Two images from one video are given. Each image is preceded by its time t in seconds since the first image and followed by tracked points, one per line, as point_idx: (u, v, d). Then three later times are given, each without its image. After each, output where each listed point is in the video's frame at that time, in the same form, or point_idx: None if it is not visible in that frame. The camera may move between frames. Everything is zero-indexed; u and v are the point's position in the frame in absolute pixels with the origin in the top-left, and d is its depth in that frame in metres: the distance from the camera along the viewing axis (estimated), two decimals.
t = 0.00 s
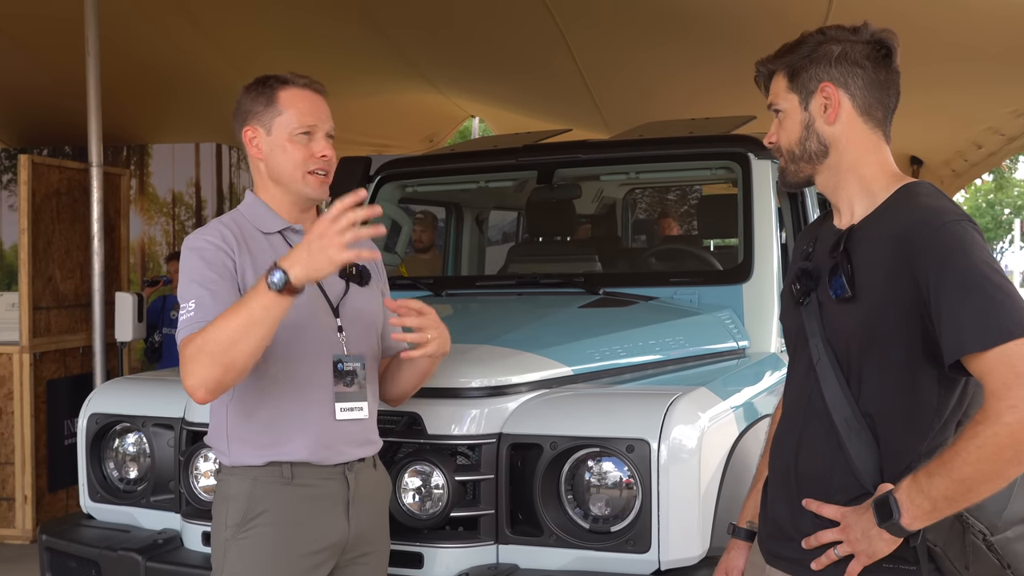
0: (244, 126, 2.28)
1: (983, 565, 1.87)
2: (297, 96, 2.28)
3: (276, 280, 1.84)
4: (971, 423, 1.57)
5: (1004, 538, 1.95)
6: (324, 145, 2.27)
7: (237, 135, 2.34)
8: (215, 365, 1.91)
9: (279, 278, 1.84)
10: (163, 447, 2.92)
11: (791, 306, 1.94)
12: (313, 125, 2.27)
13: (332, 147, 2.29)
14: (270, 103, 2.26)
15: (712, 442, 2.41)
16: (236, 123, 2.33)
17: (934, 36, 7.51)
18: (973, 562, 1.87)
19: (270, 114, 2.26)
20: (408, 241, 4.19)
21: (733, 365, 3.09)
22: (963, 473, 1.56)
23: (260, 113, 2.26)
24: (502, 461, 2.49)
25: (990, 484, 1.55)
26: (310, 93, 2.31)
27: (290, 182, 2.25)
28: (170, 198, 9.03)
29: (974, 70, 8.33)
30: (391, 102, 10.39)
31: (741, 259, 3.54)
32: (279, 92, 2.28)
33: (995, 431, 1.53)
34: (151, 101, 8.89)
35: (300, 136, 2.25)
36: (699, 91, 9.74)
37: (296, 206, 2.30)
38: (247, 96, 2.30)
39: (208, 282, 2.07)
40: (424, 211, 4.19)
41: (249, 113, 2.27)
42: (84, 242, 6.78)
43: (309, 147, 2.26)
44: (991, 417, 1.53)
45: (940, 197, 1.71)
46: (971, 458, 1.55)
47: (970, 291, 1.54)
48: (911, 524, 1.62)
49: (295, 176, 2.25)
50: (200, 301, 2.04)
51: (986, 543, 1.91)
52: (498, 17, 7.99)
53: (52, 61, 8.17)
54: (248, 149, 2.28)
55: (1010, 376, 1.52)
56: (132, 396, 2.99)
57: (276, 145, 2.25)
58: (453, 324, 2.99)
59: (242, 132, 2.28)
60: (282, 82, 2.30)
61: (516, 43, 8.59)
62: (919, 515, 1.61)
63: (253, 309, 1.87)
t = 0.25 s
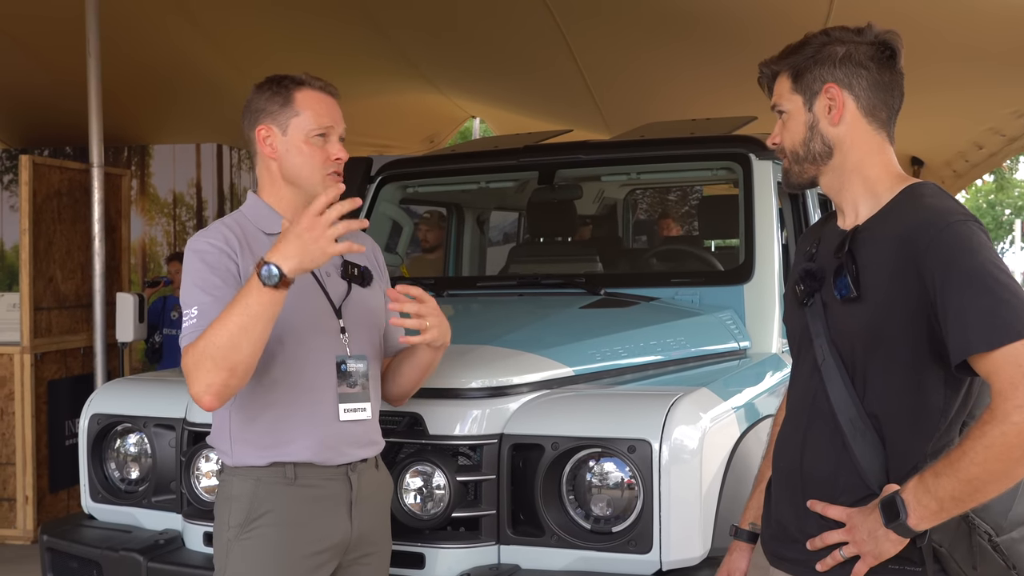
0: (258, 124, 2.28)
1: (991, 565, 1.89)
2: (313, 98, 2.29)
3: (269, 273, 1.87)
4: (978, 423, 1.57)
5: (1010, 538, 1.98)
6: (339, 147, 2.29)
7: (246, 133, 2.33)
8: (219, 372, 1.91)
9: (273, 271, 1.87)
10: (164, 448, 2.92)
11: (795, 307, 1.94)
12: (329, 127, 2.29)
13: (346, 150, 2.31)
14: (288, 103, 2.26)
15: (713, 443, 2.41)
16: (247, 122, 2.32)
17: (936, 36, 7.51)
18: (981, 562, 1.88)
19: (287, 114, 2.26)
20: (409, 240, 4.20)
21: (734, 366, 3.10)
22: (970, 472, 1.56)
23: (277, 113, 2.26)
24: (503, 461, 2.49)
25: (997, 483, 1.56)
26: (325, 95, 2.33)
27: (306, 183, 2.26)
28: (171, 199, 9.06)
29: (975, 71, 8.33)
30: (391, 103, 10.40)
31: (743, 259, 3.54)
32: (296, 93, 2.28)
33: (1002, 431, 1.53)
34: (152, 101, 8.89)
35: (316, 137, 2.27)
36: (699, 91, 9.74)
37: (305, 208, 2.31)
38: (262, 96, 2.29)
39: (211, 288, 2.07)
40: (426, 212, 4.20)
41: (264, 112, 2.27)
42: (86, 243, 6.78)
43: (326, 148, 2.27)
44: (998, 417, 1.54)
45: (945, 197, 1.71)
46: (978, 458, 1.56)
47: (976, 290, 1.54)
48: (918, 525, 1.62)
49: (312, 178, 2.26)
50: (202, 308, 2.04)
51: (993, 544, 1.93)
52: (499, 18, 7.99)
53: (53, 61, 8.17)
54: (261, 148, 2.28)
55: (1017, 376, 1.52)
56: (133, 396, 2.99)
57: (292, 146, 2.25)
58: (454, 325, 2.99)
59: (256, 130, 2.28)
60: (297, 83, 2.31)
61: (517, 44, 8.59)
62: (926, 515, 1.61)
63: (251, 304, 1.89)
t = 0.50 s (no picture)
0: (268, 123, 2.29)
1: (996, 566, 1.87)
2: (324, 99, 2.31)
3: (289, 382, 1.84)
4: (983, 423, 1.57)
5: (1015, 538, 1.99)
6: (348, 148, 2.32)
7: (256, 131, 2.34)
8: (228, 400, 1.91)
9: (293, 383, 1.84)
10: (166, 448, 2.91)
11: (798, 307, 1.94)
12: (338, 127, 2.31)
13: (354, 151, 2.33)
14: (298, 103, 2.28)
15: (715, 443, 2.41)
16: (257, 121, 2.33)
17: (938, 37, 7.50)
18: (986, 563, 1.87)
19: (297, 114, 2.28)
20: (410, 241, 4.16)
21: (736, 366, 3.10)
22: (976, 473, 1.56)
23: (287, 112, 2.28)
24: (505, 462, 2.49)
25: (1002, 483, 1.56)
26: (335, 98, 2.35)
27: (314, 184, 2.28)
28: (172, 199, 9.16)
29: (976, 71, 8.32)
30: (393, 103, 10.40)
31: (744, 259, 3.54)
32: (306, 94, 2.30)
33: (1007, 430, 1.54)
34: (153, 102, 8.90)
35: (325, 138, 2.29)
36: (701, 92, 9.74)
37: (312, 207, 2.31)
38: (273, 95, 2.31)
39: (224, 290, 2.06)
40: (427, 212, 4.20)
41: (274, 112, 2.29)
42: (87, 243, 6.78)
43: (335, 149, 2.29)
44: (1004, 416, 1.54)
45: (949, 197, 1.71)
46: (983, 458, 1.56)
47: (980, 289, 1.54)
48: (923, 525, 1.62)
49: (319, 178, 2.28)
50: (215, 312, 2.03)
51: (997, 544, 1.91)
52: (500, 18, 7.99)
53: (55, 62, 8.17)
54: (270, 147, 2.29)
55: None
56: (135, 396, 2.98)
57: (302, 146, 2.27)
58: (456, 325, 2.99)
59: (265, 130, 2.30)
60: (309, 84, 2.33)
61: (519, 44, 8.59)
62: (931, 516, 1.61)
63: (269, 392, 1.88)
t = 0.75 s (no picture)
0: (278, 124, 2.29)
1: (999, 567, 1.90)
2: (334, 101, 2.31)
3: (322, 416, 1.96)
4: (985, 423, 1.57)
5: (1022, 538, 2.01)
6: (357, 151, 2.31)
7: (264, 130, 2.34)
8: (214, 429, 2.00)
9: (327, 416, 1.96)
10: (166, 448, 2.91)
11: (800, 307, 1.94)
12: (347, 131, 2.31)
13: (363, 154, 2.33)
14: (308, 104, 2.28)
15: (715, 443, 2.41)
16: (266, 120, 2.33)
17: (939, 37, 7.50)
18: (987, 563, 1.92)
19: (307, 115, 2.28)
20: (411, 241, 4.16)
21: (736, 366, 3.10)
22: (977, 473, 1.56)
23: (297, 113, 2.28)
24: (506, 462, 2.49)
25: (1004, 484, 1.55)
26: (345, 100, 2.34)
27: (322, 185, 2.28)
28: (173, 200, 9.19)
29: (977, 71, 8.32)
30: (393, 103, 10.40)
31: (745, 259, 3.54)
32: (317, 95, 2.30)
33: (1009, 431, 1.53)
34: (154, 103, 8.90)
35: (334, 140, 2.29)
36: (702, 92, 9.74)
37: (318, 209, 2.31)
38: (283, 95, 2.31)
39: (219, 302, 2.07)
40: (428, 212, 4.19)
41: (285, 112, 2.29)
42: (88, 243, 6.78)
43: (343, 152, 2.29)
44: (1005, 417, 1.54)
45: (950, 197, 1.71)
46: (985, 459, 1.55)
47: (981, 289, 1.54)
48: (924, 526, 1.62)
49: (326, 180, 2.28)
50: (206, 329, 2.05)
51: (998, 544, 1.91)
52: (501, 18, 7.99)
53: (56, 62, 8.17)
54: (279, 147, 2.30)
55: None
56: (135, 396, 2.98)
57: (311, 148, 2.27)
58: (457, 326, 2.99)
59: (275, 129, 2.30)
60: (319, 85, 2.32)
61: (520, 44, 8.59)
62: (932, 516, 1.61)
63: (289, 420, 1.98)
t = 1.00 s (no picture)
0: (280, 123, 2.29)
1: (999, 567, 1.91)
2: (336, 101, 2.31)
3: (311, 429, 2.09)
4: (985, 423, 1.57)
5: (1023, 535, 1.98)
6: (358, 152, 2.31)
7: (266, 129, 2.34)
8: (198, 429, 2.06)
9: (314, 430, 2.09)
10: (165, 448, 2.91)
11: (801, 306, 1.94)
12: (349, 131, 2.31)
13: (365, 155, 2.33)
14: (310, 104, 2.28)
15: (715, 443, 2.41)
16: (267, 119, 2.33)
17: (939, 37, 7.50)
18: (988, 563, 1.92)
19: (309, 115, 2.27)
20: (410, 241, 4.18)
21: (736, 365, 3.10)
22: (977, 473, 1.56)
23: (299, 113, 2.28)
24: (505, 462, 2.48)
25: (1004, 484, 1.55)
26: (348, 100, 2.34)
27: (323, 185, 2.28)
28: (172, 199, 9.22)
29: (976, 71, 8.32)
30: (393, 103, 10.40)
31: (745, 259, 3.53)
32: (319, 95, 2.30)
33: (1009, 431, 1.53)
34: (154, 102, 8.90)
35: (336, 141, 2.29)
36: (702, 92, 9.74)
37: (319, 209, 2.31)
38: (285, 94, 2.30)
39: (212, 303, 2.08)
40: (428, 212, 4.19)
41: (286, 112, 2.29)
42: (87, 243, 6.78)
43: (345, 153, 2.29)
44: (1005, 417, 1.53)
45: (951, 197, 1.71)
46: (985, 459, 1.55)
47: (981, 289, 1.54)
48: (924, 525, 1.61)
49: (327, 180, 2.28)
50: (197, 331, 2.07)
51: (998, 544, 1.91)
52: (501, 18, 7.99)
53: (56, 62, 8.17)
54: (281, 146, 2.30)
55: None
56: (135, 396, 2.98)
57: (313, 148, 2.27)
58: (457, 325, 2.99)
59: (277, 129, 2.30)
60: (322, 85, 2.32)
61: (520, 44, 8.59)
62: (931, 516, 1.61)
63: (274, 426, 2.07)
